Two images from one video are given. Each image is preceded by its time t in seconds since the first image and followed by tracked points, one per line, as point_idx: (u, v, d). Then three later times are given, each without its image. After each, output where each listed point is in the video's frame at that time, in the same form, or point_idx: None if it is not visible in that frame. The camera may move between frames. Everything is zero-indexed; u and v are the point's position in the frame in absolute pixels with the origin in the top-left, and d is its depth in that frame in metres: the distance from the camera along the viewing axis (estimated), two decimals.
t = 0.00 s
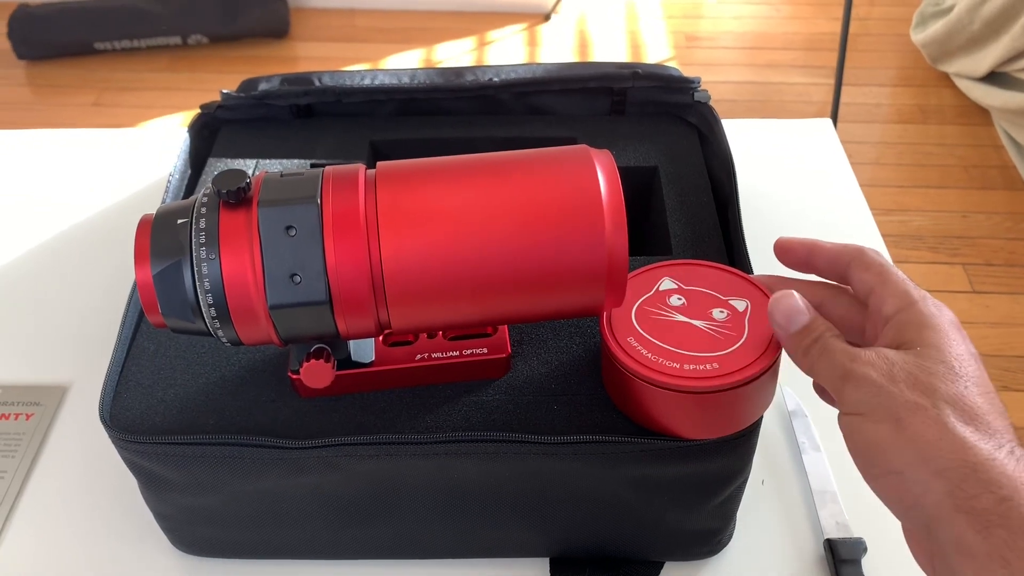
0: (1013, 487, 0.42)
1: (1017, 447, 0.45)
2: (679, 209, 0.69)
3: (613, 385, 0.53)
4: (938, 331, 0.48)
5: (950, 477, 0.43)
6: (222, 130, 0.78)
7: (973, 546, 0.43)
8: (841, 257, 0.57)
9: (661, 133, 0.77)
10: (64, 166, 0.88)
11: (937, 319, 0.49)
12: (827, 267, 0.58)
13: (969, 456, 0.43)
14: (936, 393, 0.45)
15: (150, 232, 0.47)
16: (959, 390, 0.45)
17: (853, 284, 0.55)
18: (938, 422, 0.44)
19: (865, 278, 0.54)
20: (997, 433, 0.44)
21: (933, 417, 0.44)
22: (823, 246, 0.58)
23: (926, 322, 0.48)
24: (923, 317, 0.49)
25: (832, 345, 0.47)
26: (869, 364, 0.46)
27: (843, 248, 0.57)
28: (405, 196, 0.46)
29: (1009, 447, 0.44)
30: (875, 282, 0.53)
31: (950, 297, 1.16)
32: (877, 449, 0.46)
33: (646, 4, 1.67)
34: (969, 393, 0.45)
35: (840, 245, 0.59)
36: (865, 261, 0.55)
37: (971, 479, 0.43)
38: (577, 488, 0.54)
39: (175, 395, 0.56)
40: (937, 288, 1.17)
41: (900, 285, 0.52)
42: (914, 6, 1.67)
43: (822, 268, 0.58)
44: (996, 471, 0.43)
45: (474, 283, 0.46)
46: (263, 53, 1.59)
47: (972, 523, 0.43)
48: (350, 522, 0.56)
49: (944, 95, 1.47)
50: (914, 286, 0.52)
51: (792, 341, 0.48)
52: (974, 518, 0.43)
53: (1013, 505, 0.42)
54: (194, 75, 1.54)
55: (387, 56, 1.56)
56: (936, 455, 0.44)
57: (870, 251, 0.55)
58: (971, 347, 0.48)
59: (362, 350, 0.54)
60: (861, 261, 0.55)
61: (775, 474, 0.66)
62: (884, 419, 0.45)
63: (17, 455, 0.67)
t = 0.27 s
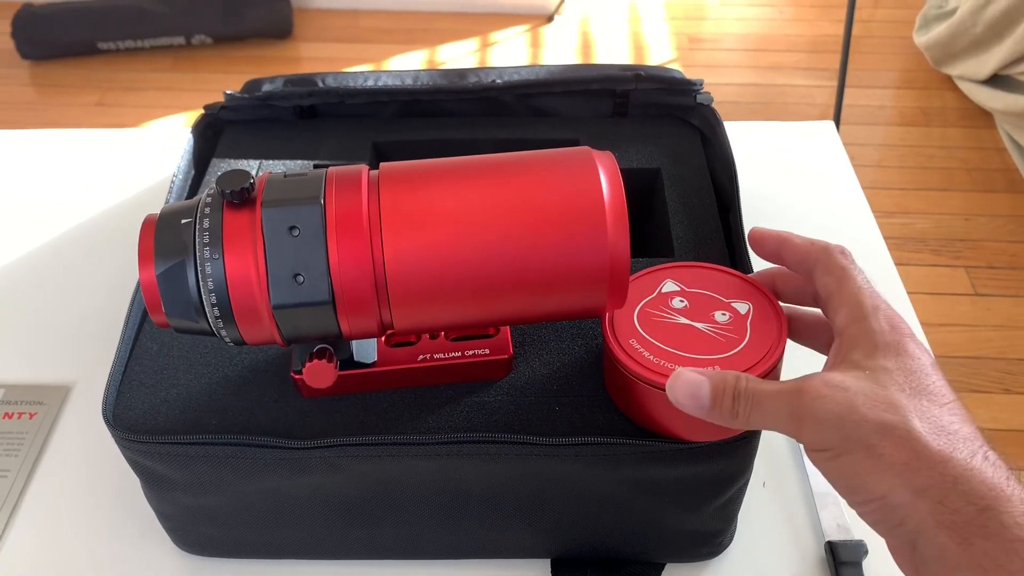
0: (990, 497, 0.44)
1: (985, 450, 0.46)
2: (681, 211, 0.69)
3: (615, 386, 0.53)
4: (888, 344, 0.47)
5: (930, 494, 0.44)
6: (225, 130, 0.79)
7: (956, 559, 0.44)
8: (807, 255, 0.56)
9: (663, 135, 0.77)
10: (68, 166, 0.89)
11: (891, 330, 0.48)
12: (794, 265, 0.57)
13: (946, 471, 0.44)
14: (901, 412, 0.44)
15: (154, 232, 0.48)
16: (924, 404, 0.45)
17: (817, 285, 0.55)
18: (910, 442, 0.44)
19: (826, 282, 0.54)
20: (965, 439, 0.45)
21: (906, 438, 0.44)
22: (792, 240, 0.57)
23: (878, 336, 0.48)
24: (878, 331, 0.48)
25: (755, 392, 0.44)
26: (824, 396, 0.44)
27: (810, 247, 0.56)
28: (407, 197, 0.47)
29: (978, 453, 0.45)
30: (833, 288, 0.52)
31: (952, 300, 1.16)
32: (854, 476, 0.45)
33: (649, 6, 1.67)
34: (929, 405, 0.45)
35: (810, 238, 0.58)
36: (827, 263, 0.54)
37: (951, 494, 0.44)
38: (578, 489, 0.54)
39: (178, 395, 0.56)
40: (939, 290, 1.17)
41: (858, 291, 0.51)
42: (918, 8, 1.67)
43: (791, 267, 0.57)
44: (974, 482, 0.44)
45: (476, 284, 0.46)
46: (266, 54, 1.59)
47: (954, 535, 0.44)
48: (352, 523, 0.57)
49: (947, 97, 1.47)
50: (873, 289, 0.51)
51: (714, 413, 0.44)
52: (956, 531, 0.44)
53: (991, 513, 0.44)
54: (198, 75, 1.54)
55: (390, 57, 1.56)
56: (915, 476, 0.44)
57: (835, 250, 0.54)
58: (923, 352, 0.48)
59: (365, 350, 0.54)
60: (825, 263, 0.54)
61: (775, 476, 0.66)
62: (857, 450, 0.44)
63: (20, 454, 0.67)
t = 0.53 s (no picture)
0: None
1: None
2: (685, 212, 0.69)
3: (618, 387, 0.53)
4: (936, 338, 0.47)
5: (978, 485, 0.43)
6: (228, 131, 0.78)
7: (1009, 552, 0.42)
8: (829, 261, 0.56)
9: (667, 136, 0.77)
10: (70, 167, 0.89)
11: (936, 324, 0.48)
12: (816, 270, 0.58)
13: (993, 463, 0.43)
14: (948, 403, 0.44)
15: (156, 232, 0.47)
16: (971, 396, 0.44)
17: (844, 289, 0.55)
18: (956, 432, 0.43)
19: (857, 283, 0.54)
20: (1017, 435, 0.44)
21: (952, 428, 0.43)
22: (814, 247, 0.58)
23: (924, 330, 0.48)
24: (924, 325, 0.48)
25: (808, 384, 0.45)
26: (870, 385, 0.44)
27: (833, 251, 0.56)
28: (411, 198, 0.46)
29: None
30: (867, 288, 0.53)
31: (955, 301, 1.16)
32: (897, 467, 0.45)
33: (651, 7, 1.67)
34: (979, 398, 0.45)
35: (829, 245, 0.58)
36: (855, 266, 0.54)
37: (1000, 485, 0.43)
38: (581, 491, 0.54)
39: (180, 396, 0.56)
40: (941, 292, 1.17)
41: (895, 290, 0.51)
42: (920, 9, 1.66)
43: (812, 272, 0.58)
44: None
45: (480, 285, 0.46)
46: (268, 54, 1.59)
47: (1003, 528, 0.43)
48: (354, 524, 0.56)
49: (949, 98, 1.47)
50: (907, 289, 0.52)
51: (767, 401, 0.45)
52: (1005, 523, 0.42)
53: None
54: (199, 76, 1.54)
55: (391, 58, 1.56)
56: (962, 467, 0.43)
57: (859, 255, 0.55)
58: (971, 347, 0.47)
59: (368, 352, 0.54)
60: (852, 266, 0.55)
61: (779, 478, 0.66)
62: (901, 439, 0.44)
63: (21, 455, 0.67)
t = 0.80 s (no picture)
0: (1009, 500, 0.39)
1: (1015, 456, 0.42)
2: (682, 211, 0.69)
3: (614, 386, 0.53)
4: (901, 338, 0.46)
5: (939, 493, 0.40)
6: (225, 129, 0.78)
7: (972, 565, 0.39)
8: (816, 243, 0.55)
9: (664, 135, 0.77)
10: (68, 166, 0.89)
11: (901, 324, 0.47)
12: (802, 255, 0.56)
13: (955, 467, 0.40)
14: (910, 404, 0.42)
15: (153, 230, 0.47)
16: (937, 399, 0.43)
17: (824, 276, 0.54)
18: (915, 434, 0.41)
19: (834, 273, 0.53)
20: (983, 441, 0.42)
21: (912, 429, 0.41)
22: (800, 229, 0.56)
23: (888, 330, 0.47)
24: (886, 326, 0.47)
25: (762, 373, 0.44)
26: (831, 383, 0.43)
27: (817, 238, 0.55)
28: (407, 196, 0.46)
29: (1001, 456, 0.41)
30: (844, 278, 0.51)
31: (953, 301, 1.16)
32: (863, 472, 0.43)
33: (650, 6, 1.67)
34: (943, 403, 0.43)
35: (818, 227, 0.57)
36: (836, 256, 0.53)
37: (962, 492, 0.40)
38: (577, 490, 0.54)
39: (176, 393, 0.56)
40: (940, 291, 1.17)
41: (868, 283, 0.50)
42: (920, 9, 1.66)
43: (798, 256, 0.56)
44: (988, 480, 0.40)
45: (475, 284, 0.46)
46: (267, 53, 1.59)
47: (966, 540, 0.40)
48: (351, 522, 0.56)
49: (948, 98, 1.47)
50: (882, 283, 0.50)
51: (721, 388, 0.45)
52: (969, 535, 0.39)
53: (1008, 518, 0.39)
54: (198, 75, 1.54)
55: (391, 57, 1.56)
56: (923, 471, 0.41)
57: (843, 241, 0.53)
58: (935, 349, 0.46)
59: (364, 349, 0.54)
60: (833, 255, 0.53)
61: (775, 476, 0.66)
62: (866, 442, 0.42)
63: (19, 453, 0.67)
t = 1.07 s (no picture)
0: (971, 500, 0.42)
1: (985, 445, 0.44)
2: (681, 210, 0.69)
3: (614, 386, 0.53)
4: (881, 335, 0.46)
5: (910, 498, 0.43)
6: (223, 129, 0.78)
7: (938, 561, 0.43)
8: (795, 242, 0.55)
9: (663, 135, 0.76)
10: (65, 165, 0.88)
11: (882, 316, 0.47)
12: (786, 251, 0.56)
13: (927, 472, 0.43)
14: (884, 410, 0.44)
15: (150, 230, 0.47)
16: (911, 398, 0.44)
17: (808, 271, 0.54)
18: (888, 442, 0.43)
19: (817, 268, 0.52)
20: (956, 437, 0.44)
21: (884, 437, 0.43)
22: (780, 225, 0.56)
23: (869, 326, 0.47)
24: (871, 320, 0.47)
25: (741, 389, 0.44)
26: (805, 396, 0.44)
27: (798, 233, 0.55)
28: (405, 195, 0.46)
29: (970, 451, 0.44)
30: (825, 276, 0.51)
31: (952, 300, 1.16)
32: (839, 479, 0.45)
33: (649, 6, 1.67)
34: (919, 401, 0.44)
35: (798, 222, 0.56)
36: (817, 251, 0.53)
37: (931, 497, 0.43)
38: (576, 490, 0.54)
39: (174, 394, 0.56)
40: (939, 291, 1.17)
41: (852, 277, 0.50)
42: (918, 8, 1.66)
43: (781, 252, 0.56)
44: (956, 483, 0.43)
45: (473, 284, 0.46)
46: (266, 53, 1.59)
47: (934, 540, 0.43)
48: (349, 523, 0.56)
49: (947, 97, 1.47)
50: (866, 274, 0.50)
51: (703, 407, 0.45)
52: (937, 536, 0.43)
53: (971, 517, 0.42)
54: (197, 74, 1.54)
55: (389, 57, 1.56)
56: (893, 479, 0.43)
57: (825, 235, 0.53)
58: (922, 338, 0.46)
59: (362, 350, 0.54)
60: (813, 249, 0.53)
61: (775, 476, 0.66)
62: (838, 451, 0.44)
63: (16, 454, 0.66)
